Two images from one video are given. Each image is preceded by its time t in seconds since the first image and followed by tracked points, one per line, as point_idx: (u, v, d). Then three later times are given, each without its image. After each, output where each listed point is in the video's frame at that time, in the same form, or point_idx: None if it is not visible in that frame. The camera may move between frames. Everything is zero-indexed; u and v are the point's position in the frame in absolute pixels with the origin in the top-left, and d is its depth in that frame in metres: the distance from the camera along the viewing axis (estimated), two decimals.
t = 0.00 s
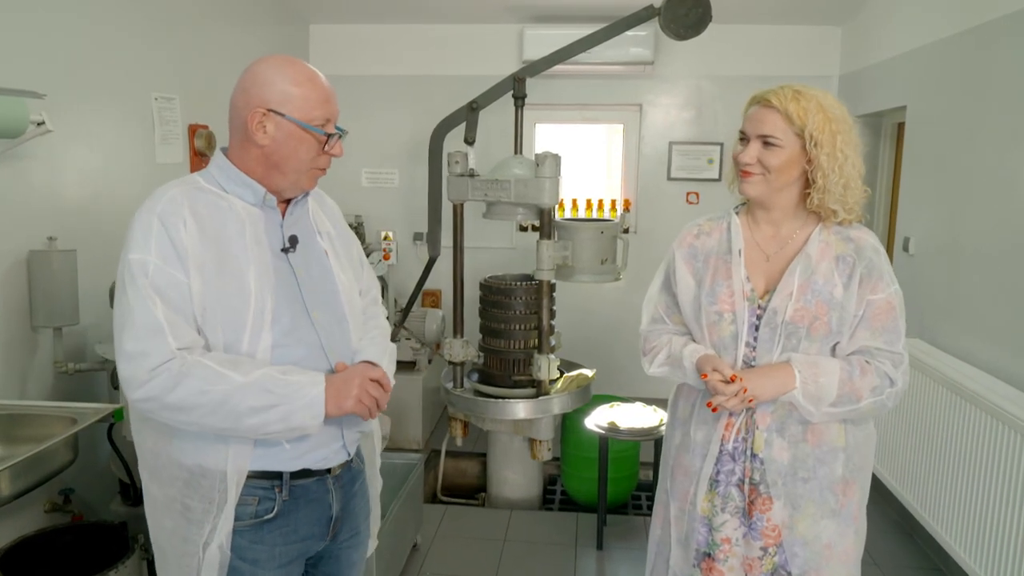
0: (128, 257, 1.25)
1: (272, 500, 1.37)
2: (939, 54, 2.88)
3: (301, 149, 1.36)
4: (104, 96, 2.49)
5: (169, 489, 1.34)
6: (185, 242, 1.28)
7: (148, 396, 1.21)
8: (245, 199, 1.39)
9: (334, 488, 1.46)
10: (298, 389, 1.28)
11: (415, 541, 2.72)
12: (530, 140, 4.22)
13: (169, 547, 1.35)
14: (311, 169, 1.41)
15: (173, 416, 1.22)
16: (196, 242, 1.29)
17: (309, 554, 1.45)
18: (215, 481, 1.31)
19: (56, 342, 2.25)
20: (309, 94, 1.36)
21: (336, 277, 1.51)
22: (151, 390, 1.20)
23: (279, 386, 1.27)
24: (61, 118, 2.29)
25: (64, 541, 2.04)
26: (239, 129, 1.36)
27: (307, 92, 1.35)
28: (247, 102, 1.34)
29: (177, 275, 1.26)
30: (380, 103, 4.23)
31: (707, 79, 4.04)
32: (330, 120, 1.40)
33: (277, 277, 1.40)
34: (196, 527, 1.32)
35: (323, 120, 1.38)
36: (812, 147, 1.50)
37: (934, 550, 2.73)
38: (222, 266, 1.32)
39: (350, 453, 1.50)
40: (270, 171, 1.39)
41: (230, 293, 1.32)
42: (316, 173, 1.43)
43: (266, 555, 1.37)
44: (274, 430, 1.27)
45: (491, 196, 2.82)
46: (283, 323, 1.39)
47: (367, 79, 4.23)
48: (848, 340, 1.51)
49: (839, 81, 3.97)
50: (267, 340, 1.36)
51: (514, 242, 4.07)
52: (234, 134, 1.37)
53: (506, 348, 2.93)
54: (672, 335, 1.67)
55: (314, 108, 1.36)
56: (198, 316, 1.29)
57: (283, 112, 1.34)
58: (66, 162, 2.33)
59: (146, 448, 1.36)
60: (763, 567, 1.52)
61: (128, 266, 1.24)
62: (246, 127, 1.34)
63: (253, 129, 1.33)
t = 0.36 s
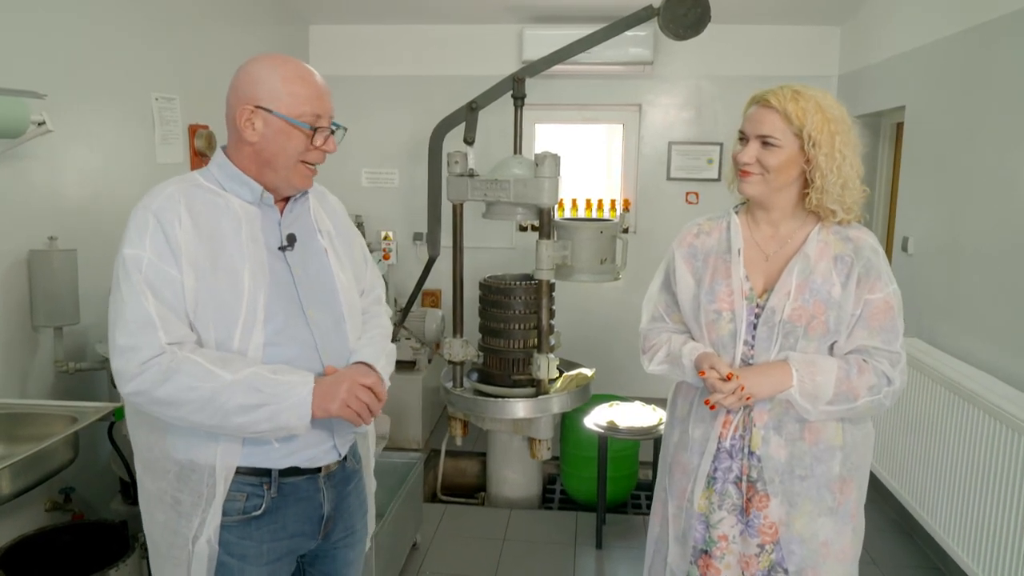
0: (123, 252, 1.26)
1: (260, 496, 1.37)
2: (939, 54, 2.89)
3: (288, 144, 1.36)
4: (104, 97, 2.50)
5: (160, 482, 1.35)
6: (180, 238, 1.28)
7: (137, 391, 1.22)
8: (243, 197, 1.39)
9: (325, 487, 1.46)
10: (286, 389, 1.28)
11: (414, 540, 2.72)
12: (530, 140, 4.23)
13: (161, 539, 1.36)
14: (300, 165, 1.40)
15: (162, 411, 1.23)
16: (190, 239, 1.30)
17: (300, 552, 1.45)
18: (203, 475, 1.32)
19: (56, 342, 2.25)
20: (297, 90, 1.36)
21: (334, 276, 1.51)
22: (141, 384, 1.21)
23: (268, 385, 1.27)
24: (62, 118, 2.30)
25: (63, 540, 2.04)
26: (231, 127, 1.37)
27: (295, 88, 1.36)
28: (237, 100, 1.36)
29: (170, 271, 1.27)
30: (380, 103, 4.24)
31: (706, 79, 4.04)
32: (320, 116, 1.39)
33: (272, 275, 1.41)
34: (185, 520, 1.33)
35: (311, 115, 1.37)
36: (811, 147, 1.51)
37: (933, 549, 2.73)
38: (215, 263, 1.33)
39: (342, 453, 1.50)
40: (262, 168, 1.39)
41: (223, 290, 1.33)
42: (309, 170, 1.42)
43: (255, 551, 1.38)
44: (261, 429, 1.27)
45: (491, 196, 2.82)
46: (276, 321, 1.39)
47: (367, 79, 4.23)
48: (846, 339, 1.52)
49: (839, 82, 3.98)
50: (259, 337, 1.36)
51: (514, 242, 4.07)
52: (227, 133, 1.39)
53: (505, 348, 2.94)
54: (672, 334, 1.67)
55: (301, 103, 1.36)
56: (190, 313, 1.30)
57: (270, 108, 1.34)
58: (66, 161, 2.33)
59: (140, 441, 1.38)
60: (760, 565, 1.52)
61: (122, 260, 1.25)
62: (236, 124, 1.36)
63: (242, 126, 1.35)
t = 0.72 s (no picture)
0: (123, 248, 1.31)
1: (261, 489, 1.39)
2: (944, 53, 2.89)
3: (273, 140, 1.37)
4: (113, 98, 2.53)
5: (168, 471, 1.40)
6: (176, 237, 1.33)
7: (125, 380, 1.25)
8: (244, 195, 1.42)
9: (329, 484, 1.47)
10: (257, 380, 1.25)
11: (420, 537, 2.74)
12: (537, 140, 4.25)
13: (169, 528, 1.41)
14: (292, 163, 1.40)
15: (147, 401, 1.26)
16: (185, 236, 1.34)
17: (304, 547, 1.47)
18: (206, 467, 1.36)
19: (67, 339, 2.28)
20: (281, 86, 1.37)
21: (339, 274, 1.51)
22: (124, 373, 1.25)
23: (239, 376, 1.25)
24: (71, 118, 2.33)
25: (73, 536, 2.07)
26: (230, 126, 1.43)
27: (277, 83, 1.37)
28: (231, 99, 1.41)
29: (164, 268, 1.31)
30: (387, 104, 4.26)
31: (712, 79, 4.05)
32: (308, 111, 1.38)
33: (272, 271, 1.43)
34: (188, 510, 1.37)
35: (296, 111, 1.37)
36: (813, 146, 1.52)
37: (938, 548, 2.73)
38: (211, 260, 1.36)
39: (348, 451, 1.51)
40: (258, 165, 1.42)
41: (220, 286, 1.36)
42: (304, 167, 1.42)
43: (255, 543, 1.40)
44: (233, 421, 1.25)
45: (497, 195, 2.84)
46: (274, 316, 1.41)
47: (374, 79, 4.26)
48: (849, 336, 1.53)
49: (845, 82, 3.98)
50: (255, 332, 1.38)
51: (520, 242, 4.09)
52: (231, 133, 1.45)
53: (511, 347, 2.95)
54: (677, 331, 1.68)
55: (285, 99, 1.36)
56: (186, 307, 1.33)
57: (255, 105, 1.37)
58: (76, 161, 2.36)
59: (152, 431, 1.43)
60: (762, 560, 1.53)
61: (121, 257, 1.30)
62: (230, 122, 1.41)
63: (233, 123, 1.39)
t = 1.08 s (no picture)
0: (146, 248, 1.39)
1: (277, 480, 1.42)
2: (964, 52, 2.86)
3: (290, 143, 1.40)
4: (138, 100, 2.58)
5: (196, 458, 1.46)
6: (193, 238, 1.38)
7: (142, 370, 1.34)
8: (264, 195, 1.46)
9: (347, 479, 1.49)
10: (246, 350, 1.31)
11: (436, 533, 2.77)
12: (554, 140, 4.26)
13: (195, 513, 1.46)
14: (310, 165, 1.42)
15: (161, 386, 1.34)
16: (203, 237, 1.39)
17: (323, 539, 1.50)
18: (225, 457, 1.41)
19: (92, 335, 2.33)
20: (297, 91, 1.39)
21: (359, 271, 1.54)
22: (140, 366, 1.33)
23: (229, 349, 1.31)
24: (97, 119, 2.38)
25: (98, 527, 2.11)
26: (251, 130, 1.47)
27: (293, 86, 1.40)
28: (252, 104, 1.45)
29: (180, 268, 1.37)
30: (406, 105, 4.30)
31: (730, 79, 4.04)
32: (324, 115, 1.40)
33: (291, 268, 1.46)
34: (211, 496, 1.43)
35: (312, 115, 1.39)
36: (827, 145, 1.52)
37: (957, 550, 2.70)
38: (230, 258, 1.41)
39: (365, 447, 1.53)
40: (277, 167, 1.46)
41: (238, 284, 1.40)
42: (323, 169, 1.44)
43: (273, 533, 1.43)
44: (230, 391, 1.31)
45: (513, 194, 2.85)
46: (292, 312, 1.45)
47: (392, 81, 4.30)
48: (863, 334, 1.53)
49: (865, 81, 3.95)
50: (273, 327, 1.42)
51: (537, 241, 4.11)
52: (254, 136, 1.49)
53: (527, 345, 2.97)
54: (691, 328, 1.69)
55: (300, 103, 1.39)
56: (204, 304, 1.39)
57: (272, 109, 1.40)
58: (101, 161, 2.41)
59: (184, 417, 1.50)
60: (775, 556, 1.54)
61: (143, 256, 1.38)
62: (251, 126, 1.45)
63: (252, 127, 1.43)
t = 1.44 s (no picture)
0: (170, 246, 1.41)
1: (299, 474, 1.45)
2: (981, 50, 2.84)
3: (314, 139, 1.44)
4: (157, 100, 2.62)
5: (216, 453, 1.49)
6: (216, 235, 1.40)
7: (164, 368, 1.35)
8: (284, 192, 1.50)
9: (365, 471, 1.52)
10: (276, 381, 1.30)
11: (448, 529, 2.80)
12: (568, 140, 4.28)
13: (216, 508, 1.49)
14: (333, 160, 1.46)
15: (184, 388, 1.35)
16: (226, 234, 1.41)
17: (340, 531, 1.53)
18: (248, 452, 1.44)
19: (112, 330, 2.38)
20: (321, 87, 1.44)
21: (376, 268, 1.57)
22: (164, 365, 1.34)
23: (259, 374, 1.31)
24: (117, 119, 2.43)
25: (117, 519, 2.16)
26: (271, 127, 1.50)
27: (318, 85, 1.43)
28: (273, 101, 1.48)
29: (203, 264, 1.39)
30: (421, 104, 4.33)
31: (745, 78, 4.03)
32: (347, 111, 1.45)
33: (311, 265, 1.48)
34: (233, 490, 1.46)
35: (336, 111, 1.44)
36: (837, 143, 1.53)
37: (970, 551, 2.69)
38: (252, 256, 1.44)
39: (383, 439, 1.55)
40: (298, 163, 1.49)
41: (260, 282, 1.43)
42: (343, 164, 1.48)
43: (294, 525, 1.46)
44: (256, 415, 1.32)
45: (526, 193, 2.87)
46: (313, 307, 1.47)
47: (408, 80, 4.33)
48: (872, 332, 1.53)
49: (882, 80, 3.93)
50: (293, 324, 1.44)
51: (550, 240, 4.13)
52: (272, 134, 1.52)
53: (540, 343, 2.98)
54: (701, 325, 1.70)
55: (325, 100, 1.43)
56: (227, 302, 1.41)
57: (296, 105, 1.44)
58: (121, 160, 2.46)
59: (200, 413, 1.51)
60: (783, 553, 1.55)
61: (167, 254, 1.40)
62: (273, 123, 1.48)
63: (275, 123, 1.46)
